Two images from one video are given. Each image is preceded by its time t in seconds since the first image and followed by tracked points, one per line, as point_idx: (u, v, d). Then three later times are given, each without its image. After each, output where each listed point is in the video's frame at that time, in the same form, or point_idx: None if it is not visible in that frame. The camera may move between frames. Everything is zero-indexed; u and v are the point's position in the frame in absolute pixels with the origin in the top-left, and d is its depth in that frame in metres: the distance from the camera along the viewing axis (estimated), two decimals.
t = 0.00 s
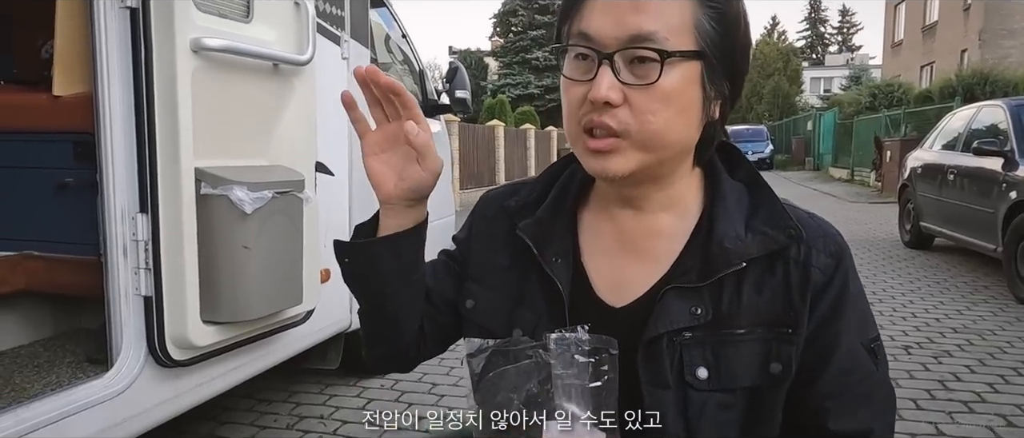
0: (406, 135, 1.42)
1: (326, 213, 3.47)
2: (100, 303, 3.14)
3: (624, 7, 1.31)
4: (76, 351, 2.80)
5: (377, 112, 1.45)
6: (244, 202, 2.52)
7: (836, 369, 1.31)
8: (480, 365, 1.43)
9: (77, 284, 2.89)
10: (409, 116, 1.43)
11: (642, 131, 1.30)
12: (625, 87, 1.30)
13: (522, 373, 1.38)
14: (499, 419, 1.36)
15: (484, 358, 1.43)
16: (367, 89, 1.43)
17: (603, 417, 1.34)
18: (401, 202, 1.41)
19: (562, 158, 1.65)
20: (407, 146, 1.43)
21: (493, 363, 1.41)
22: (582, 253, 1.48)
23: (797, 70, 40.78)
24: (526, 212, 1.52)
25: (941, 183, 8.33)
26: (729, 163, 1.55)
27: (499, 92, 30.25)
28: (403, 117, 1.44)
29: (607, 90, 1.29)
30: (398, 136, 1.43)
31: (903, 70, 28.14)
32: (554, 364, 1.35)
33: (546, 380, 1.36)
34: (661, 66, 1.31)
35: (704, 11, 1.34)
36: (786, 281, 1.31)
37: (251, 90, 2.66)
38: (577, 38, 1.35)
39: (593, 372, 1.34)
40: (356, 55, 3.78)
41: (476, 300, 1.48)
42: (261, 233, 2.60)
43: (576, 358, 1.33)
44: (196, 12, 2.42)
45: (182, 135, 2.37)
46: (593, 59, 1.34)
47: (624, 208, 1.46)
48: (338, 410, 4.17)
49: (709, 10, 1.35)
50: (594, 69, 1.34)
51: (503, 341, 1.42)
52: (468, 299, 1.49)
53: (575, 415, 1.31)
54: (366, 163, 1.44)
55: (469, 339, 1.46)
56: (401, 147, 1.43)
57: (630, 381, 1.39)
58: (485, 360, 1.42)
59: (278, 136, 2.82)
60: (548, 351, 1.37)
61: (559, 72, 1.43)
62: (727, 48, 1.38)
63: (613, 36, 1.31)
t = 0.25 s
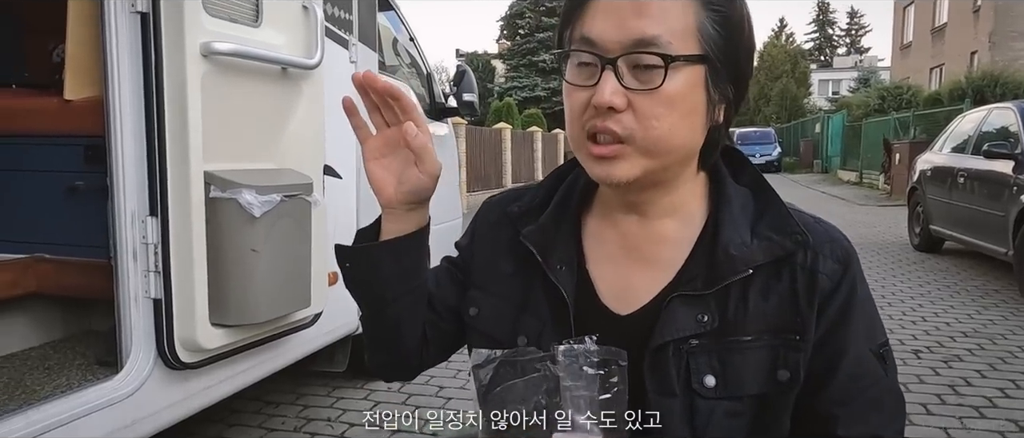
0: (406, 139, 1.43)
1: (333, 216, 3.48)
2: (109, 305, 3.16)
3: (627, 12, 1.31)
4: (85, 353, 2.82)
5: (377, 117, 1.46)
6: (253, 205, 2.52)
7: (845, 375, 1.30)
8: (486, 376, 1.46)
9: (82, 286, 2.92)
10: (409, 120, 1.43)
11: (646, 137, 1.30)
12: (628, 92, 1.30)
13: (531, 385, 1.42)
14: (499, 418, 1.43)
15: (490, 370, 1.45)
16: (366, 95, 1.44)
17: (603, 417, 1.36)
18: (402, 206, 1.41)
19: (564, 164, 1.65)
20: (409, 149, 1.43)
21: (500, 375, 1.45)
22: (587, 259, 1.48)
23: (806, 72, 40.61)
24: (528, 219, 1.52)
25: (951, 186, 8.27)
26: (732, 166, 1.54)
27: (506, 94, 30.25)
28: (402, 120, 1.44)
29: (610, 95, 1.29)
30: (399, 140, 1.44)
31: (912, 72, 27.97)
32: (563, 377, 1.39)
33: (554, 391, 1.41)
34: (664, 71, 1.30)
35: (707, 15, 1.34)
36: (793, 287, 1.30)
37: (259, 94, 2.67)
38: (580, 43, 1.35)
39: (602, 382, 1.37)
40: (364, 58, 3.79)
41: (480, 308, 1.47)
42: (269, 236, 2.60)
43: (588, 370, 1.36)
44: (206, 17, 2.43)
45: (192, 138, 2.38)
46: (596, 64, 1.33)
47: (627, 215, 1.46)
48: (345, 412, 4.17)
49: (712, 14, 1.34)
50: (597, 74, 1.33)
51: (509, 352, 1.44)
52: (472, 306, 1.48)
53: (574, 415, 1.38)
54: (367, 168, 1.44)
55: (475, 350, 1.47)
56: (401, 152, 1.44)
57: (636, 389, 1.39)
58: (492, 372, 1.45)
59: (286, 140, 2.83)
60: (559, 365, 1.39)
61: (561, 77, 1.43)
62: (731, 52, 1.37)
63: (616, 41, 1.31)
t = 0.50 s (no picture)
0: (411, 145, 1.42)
1: (343, 219, 3.49)
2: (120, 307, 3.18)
3: (630, 18, 1.31)
4: (96, 355, 2.83)
5: (381, 124, 1.45)
6: (263, 208, 2.54)
7: (855, 382, 1.28)
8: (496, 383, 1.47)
9: (92, 288, 2.94)
10: (413, 127, 1.43)
11: (652, 144, 1.29)
12: (633, 99, 1.29)
13: (540, 394, 1.43)
14: (500, 419, 1.48)
15: (497, 379, 1.46)
16: (369, 103, 1.43)
17: (602, 417, 1.39)
18: (407, 213, 1.41)
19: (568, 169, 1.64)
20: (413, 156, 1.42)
21: (508, 385, 1.46)
22: (593, 266, 1.47)
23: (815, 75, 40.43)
24: (533, 224, 1.51)
25: (963, 189, 8.20)
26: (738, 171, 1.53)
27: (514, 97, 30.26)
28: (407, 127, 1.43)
29: (615, 103, 1.29)
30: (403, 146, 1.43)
31: (924, 74, 27.79)
32: (571, 386, 1.40)
33: (563, 400, 1.42)
34: (669, 77, 1.30)
35: (712, 19, 1.33)
36: (800, 293, 1.29)
37: (268, 97, 2.69)
38: (583, 50, 1.35)
39: (611, 392, 1.37)
40: (373, 61, 3.80)
41: (486, 314, 1.47)
42: (279, 239, 2.61)
43: (596, 379, 1.37)
44: (216, 21, 2.45)
45: (202, 142, 2.40)
46: (600, 72, 1.33)
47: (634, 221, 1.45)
48: (353, 414, 4.18)
49: (716, 18, 1.34)
50: (600, 82, 1.33)
51: (517, 363, 1.44)
52: (478, 313, 1.48)
53: (574, 416, 1.41)
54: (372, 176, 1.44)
55: (481, 360, 1.48)
56: (405, 160, 1.43)
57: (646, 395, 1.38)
58: (500, 382, 1.46)
59: (295, 143, 2.84)
60: (568, 374, 1.39)
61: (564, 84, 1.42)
62: (736, 56, 1.37)
63: (620, 47, 1.31)
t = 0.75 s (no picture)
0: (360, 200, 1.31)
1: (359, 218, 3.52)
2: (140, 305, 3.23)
3: (649, 21, 1.32)
4: (117, 352, 2.87)
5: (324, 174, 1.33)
6: (281, 207, 2.58)
7: (874, 382, 1.27)
8: (516, 377, 1.48)
9: (114, 286, 2.99)
10: (355, 178, 1.32)
11: (670, 146, 1.30)
12: (651, 101, 1.30)
13: (560, 387, 1.45)
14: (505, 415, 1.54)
15: (517, 373, 1.48)
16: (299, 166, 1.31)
17: (603, 417, 1.43)
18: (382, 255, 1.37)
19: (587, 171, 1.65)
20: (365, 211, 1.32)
21: (529, 379, 1.47)
22: (611, 267, 1.47)
23: (830, 74, 40.11)
24: (552, 226, 1.53)
25: (980, 189, 8.12)
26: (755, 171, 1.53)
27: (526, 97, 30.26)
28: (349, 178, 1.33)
29: (633, 104, 1.29)
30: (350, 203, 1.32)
31: (940, 73, 27.50)
32: (591, 379, 1.42)
33: (583, 393, 1.44)
34: (687, 80, 1.30)
35: (730, 22, 1.34)
36: (818, 294, 1.29)
37: (287, 98, 2.72)
38: (602, 52, 1.36)
39: (632, 385, 1.38)
40: (388, 62, 3.83)
41: (507, 317, 1.49)
42: (297, 238, 2.64)
43: (617, 372, 1.38)
44: (236, 22, 2.48)
45: (221, 143, 2.43)
46: (618, 74, 1.34)
47: (651, 223, 1.45)
48: (368, 412, 4.21)
49: (734, 20, 1.34)
50: (619, 84, 1.34)
51: (538, 357, 1.46)
52: (501, 316, 1.49)
53: (597, 409, 1.43)
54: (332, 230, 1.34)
55: (503, 355, 1.49)
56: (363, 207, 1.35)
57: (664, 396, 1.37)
58: (521, 376, 1.48)
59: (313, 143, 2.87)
60: (588, 368, 1.41)
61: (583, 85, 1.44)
62: (753, 58, 1.37)
63: (638, 49, 1.32)
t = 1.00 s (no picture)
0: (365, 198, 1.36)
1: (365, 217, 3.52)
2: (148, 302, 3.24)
3: (649, 13, 1.30)
4: (124, 350, 2.88)
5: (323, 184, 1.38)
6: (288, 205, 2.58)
7: (881, 380, 1.25)
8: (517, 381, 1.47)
9: (122, 284, 3.00)
10: (357, 181, 1.38)
11: (671, 139, 1.28)
12: (651, 94, 1.28)
13: (561, 391, 1.43)
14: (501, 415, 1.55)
15: (517, 378, 1.46)
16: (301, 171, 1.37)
17: (602, 417, 1.41)
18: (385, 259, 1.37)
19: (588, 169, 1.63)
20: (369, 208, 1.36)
21: (530, 383, 1.46)
22: (615, 266, 1.45)
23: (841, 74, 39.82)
24: (554, 226, 1.51)
25: (994, 189, 8.03)
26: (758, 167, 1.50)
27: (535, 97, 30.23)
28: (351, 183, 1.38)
29: (633, 97, 1.28)
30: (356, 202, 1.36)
31: (953, 73, 27.24)
32: (593, 382, 1.39)
33: (584, 396, 1.42)
34: (688, 71, 1.29)
35: (731, 14, 1.32)
36: (824, 290, 1.26)
37: (294, 96, 2.72)
38: (601, 45, 1.34)
39: (634, 388, 1.36)
40: (396, 61, 3.82)
41: (510, 319, 1.47)
42: (305, 237, 2.64)
43: (618, 376, 1.36)
44: (243, 20, 2.49)
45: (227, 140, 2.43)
46: (618, 67, 1.32)
47: (653, 220, 1.43)
48: (375, 411, 4.21)
49: (736, 13, 1.33)
50: (619, 77, 1.32)
51: (538, 361, 1.44)
52: (503, 319, 1.47)
53: (600, 412, 1.41)
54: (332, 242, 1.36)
55: (503, 359, 1.48)
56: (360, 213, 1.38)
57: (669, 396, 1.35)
58: (522, 380, 1.46)
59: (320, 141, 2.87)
60: (588, 372, 1.39)
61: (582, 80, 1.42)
62: (756, 50, 1.36)
63: (638, 42, 1.30)
